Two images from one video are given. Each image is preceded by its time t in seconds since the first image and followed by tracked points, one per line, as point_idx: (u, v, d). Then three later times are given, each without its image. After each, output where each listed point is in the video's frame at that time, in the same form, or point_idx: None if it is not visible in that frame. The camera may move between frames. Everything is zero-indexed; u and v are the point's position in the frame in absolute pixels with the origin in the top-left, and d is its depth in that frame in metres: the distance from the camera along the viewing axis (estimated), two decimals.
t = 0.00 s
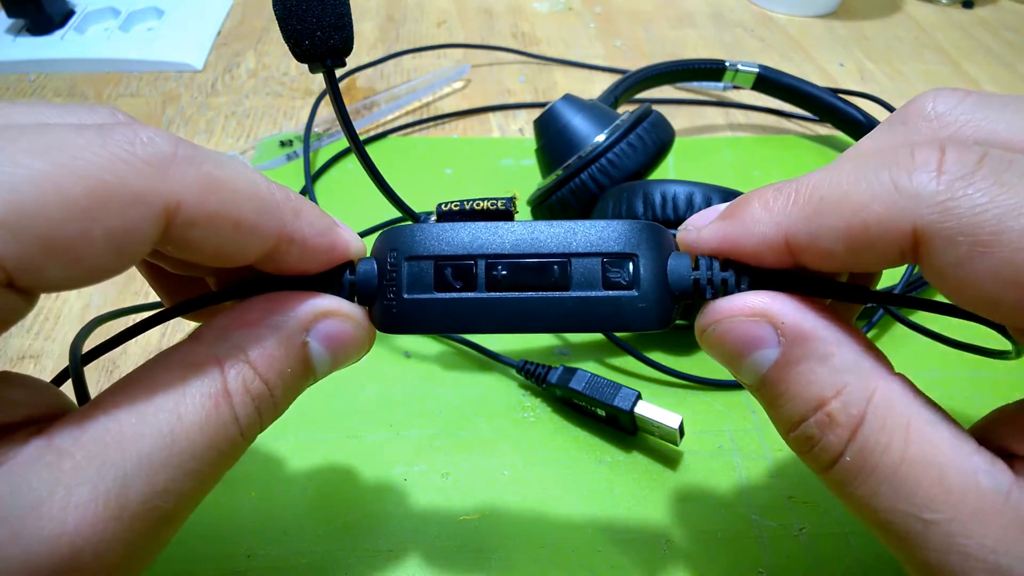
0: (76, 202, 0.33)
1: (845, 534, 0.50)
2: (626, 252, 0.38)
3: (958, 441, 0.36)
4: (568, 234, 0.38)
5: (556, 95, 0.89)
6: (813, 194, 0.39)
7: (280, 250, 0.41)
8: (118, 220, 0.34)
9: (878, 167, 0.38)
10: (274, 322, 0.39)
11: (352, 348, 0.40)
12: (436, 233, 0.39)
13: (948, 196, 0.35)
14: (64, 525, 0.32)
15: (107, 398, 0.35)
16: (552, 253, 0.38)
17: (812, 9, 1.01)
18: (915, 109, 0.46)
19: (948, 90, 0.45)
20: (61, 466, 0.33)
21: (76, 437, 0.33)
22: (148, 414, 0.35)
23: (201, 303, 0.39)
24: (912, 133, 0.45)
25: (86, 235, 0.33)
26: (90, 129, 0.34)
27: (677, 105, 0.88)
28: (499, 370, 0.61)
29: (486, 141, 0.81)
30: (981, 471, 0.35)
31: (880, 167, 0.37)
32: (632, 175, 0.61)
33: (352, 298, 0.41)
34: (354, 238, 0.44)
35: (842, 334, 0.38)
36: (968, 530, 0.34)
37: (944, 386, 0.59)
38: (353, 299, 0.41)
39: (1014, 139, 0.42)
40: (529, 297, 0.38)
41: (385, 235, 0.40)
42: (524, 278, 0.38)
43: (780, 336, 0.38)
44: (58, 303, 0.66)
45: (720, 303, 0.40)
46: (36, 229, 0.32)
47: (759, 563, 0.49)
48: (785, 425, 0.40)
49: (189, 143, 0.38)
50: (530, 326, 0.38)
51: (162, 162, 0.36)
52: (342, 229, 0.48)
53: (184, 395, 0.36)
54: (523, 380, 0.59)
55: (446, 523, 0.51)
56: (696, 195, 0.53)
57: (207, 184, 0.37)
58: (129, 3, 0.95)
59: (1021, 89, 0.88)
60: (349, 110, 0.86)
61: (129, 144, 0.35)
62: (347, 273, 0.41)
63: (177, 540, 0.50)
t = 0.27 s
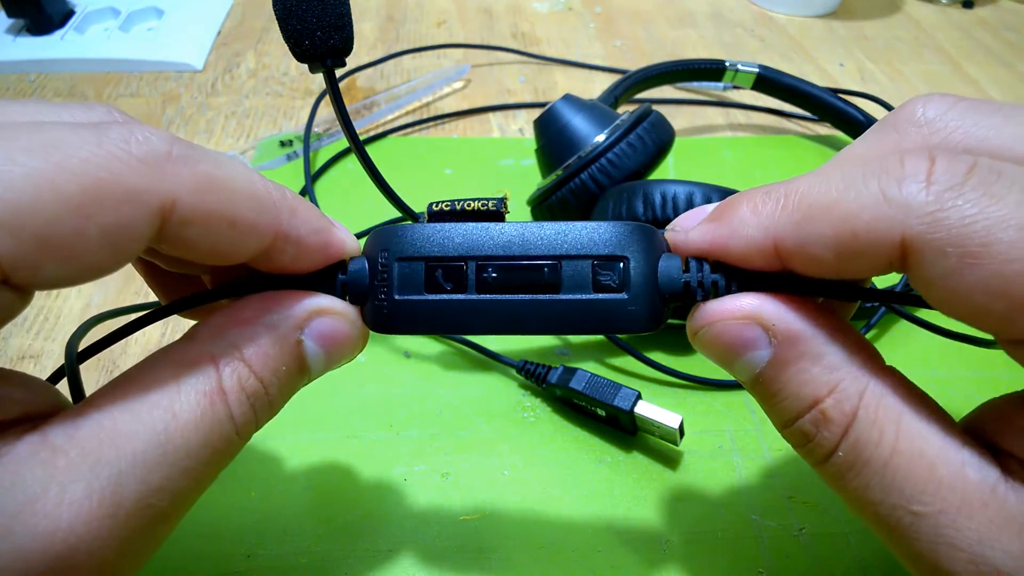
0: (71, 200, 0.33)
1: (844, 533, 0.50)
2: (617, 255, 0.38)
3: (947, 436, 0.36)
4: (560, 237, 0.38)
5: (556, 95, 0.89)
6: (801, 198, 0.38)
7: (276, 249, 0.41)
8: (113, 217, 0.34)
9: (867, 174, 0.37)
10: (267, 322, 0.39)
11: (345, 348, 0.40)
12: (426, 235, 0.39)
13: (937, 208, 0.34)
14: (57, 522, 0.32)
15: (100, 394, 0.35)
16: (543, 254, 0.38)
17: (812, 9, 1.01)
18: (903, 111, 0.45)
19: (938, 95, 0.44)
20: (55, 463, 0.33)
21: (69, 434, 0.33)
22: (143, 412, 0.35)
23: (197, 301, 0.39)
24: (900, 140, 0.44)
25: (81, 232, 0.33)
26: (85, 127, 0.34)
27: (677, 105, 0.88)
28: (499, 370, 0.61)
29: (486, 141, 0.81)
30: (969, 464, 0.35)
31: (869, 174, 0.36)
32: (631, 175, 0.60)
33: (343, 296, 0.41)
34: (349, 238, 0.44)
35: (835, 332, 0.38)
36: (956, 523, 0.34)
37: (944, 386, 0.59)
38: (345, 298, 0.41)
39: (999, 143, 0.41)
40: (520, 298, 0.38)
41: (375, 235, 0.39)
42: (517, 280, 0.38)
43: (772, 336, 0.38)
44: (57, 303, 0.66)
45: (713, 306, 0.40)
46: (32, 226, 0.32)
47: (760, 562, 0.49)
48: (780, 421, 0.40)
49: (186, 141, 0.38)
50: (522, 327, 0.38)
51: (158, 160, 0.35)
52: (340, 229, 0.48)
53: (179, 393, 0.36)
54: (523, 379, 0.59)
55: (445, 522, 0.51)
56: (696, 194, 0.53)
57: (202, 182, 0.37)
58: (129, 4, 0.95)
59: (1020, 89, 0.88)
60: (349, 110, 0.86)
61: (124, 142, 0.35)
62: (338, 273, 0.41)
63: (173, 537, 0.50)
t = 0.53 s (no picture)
0: (69, 204, 0.32)
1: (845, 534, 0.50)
2: (615, 262, 0.38)
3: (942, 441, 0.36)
4: (558, 243, 0.38)
5: (556, 95, 0.89)
6: (793, 208, 0.38)
7: (275, 254, 0.41)
8: (112, 221, 0.34)
9: (860, 183, 0.37)
10: (263, 328, 0.39)
11: (344, 352, 0.40)
12: (422, 240, 0.39)
13: (930, 219, 0.34)
14: (49, 530, 0.31)
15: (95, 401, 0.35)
16: (541, 261, 0.38)
17: (812, 9, 1.01)
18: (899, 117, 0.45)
19: (932, 102, 0.44)
20: (47, 471, 0.32)
21: (63, 442, 0.33)
22: (138, 420, 0.34)
23: (197, 304, 0.39)
24: (895, 146, 0.44)
25: (79, 236, 0.33)
26: (85, 130, 0.34)
27: (677, 105, 0.88)
28: (499, 372, 0.61)
29: (486, 141, 0.81)
30: (964, 468, 0.35)
31: (862, 184, 0.36)
32: (631, 176, 0.61)
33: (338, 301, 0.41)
34: (348, 243, 0.44)
35: (831, 339, 0.38)
36: (951, 527, 0.34)
37: (944, 387, 0.59)
38: (341, 303, 0.41)
39: (995, 150, 0.40)
40: (517, 306, 0.38)
41: (372, 240, 0.40)
42: (513, 287, 0.38)
43: (769, 343, 0.38)
44: (57, 304, 0.66)
45: (710, 313, 0.40)
46: (30, 230, 0.32)
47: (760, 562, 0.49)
48: (778, 426, 0.40)
49: (185, 144, 0.38)
50: (519, 334, 0.38)
51: (156, 163, 0.35)
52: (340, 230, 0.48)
53: (174, 401, 0.36)
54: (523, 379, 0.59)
55: (445, 522, 0.51)
56: (696, 195, 0.53)
57: (201, 186, 0.37)
58: (128, 3, 0.95)
59: (1020, 89, 0.88)
60: (349, 110, 0.86)
61: (123, 145, 0.35)
62: (335, 279, 0.41)
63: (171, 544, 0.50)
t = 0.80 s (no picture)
0: (57, 198, 0.32)
1: (844, 533, 0.50)
2: (613, 260, 0.38)
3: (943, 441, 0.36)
4: (555, 242, 0.38)
5: (556, 95, 0.89)
6: (794, 205, 0.38)
7: (267, 251, 0.41)
8: (102, 217, 0.34)
9: (865, 180, 0.36)
10: (261, 328, 0.39)
11: (340, 354, 0.40)
12: (419, 239, 0.39)
13: (935, 218, 0.34)
14: (38, 534, 0.31)
15: (89, 405, 0.35)
16: (539, 260, 0.38)
17: (812, 9, 1.01)
18: (899, 116, 0.45)
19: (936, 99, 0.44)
20: (37, 475, 0.31)
21: (54, 445, 0.32)
22: (132, 423, 0.34)
23: (196, 303, 0.39)
24: (898, 144, 0.44)
25: (68, 232, 0.33)
26: (73, 125, 0.34)
27: (677, 105, 0.88)
28: (498, 371, 0.61)
29: (486, 141, 0.81)
30: (965, 467, 0.35)
31: (866, 181, 0.36)
32: (631, 176, 0.61)
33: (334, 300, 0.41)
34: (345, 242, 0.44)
35: (832, 338, 0.38)
36: (951, 525, 0.34)
37: (943, 387, 0.59)
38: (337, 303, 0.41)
39: (997, 150, 0.40)
40: (514, 305, 0.38)
41: (369, 238, 0.39)
42: (510, 286, 0.38)
43: (769, 343, 0.38)
44: (57, 303, 0.66)
45: (709, 312, 0.40)
46: (18, 225, 0.31)
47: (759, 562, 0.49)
48: (779, 424, 0.40)
49: (176, 140, 0.38)
50: (518, 333, 0.38)
51: (147, 159, 0.35)
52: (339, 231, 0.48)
53: (170, 403, 0.35)
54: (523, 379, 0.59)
55: (445, 522, 0.51)
56: (696, 195, 0.53)
57: (193, 182, 0.37)
58: (128, 3, 0.95)
59: (1020, 89, 0.88)
60: (349, 110, 0.86)
61: (114, 141, 0.34)
62: (330, 278, 0.41)
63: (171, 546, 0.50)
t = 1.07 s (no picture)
0: (55, 196, 0.32)
1: (844, 533, 0.50)
2: (615, 262, 0.38)
3: (943, 443, 0.36)
4: (556, 243, 0.38)
5: (556, 95, 0.89)
6: (796, 203, 0.38)
7: (267, 250, 0.41)
8: (99, 215, 0.34)
9: (868, 179, 0.36)
10: (262, 330, 0.39)
11: (340, 358, 0.39)
12: (419, 241, 0.39)
13: (940, 216, 0.34)
14: (39, 549, 0.30)
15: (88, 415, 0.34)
16: (541, 261, 0.38)
17: (812, 9, 1.01)
18: (903, 113, 0.45)
19: (939, 98, 0.44)
20: (37, 488, 0.31)
21: (53, 458, 0.32)
22: (132, 433, 0.34)
23: (198, 304, 0.39)
24: (900, 143, 0.44)
25: (65, 230, 0.33)
26: (71, 122, 0.34)
27: (677, 106, 0.88)
28: (498, 371, 0.61)
29: (487, 141, 0.81)
30: (966, 469, 0.35)
31: (870, 180, 0.36)
32: (631, 175, 0.61)
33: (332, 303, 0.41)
34: (344, 242, 0.44)
35: (833, 339, 0.38)
36: (952, 527, 0.34)
37: (944, 387, 0.59)
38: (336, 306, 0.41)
39: (1000, 147, 0.40)
40: (514, 307, 0.38)
41: (369, 239, 0.39)
42: (511, 288, 0.38)
43: (770, 344, 0.38)
44: (57, 303, 0.66)
45: (709, 312, 0.40)
46: (16, 223, 0.31)
47: (759, 562, 0.49)
48: (780, 425, 0.40)
49: (175, 137, 0.38)
50: (519, 335, 0.38)
51: (146, 156, 0.35)
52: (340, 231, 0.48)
53: (171, 411, 0.35)
54: (523, 378, 0.59)
55: (446, 522, 0.51)
56: (697, 195, 0.53)
57: (192, 180, 0.37)
58: (128, 3, 0.95)
59: (1020, 89, 0.88)
60: (349, 110, 0.86)
61: (112, 138, 0.34)
62: (328, 281, 0.41)
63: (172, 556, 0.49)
